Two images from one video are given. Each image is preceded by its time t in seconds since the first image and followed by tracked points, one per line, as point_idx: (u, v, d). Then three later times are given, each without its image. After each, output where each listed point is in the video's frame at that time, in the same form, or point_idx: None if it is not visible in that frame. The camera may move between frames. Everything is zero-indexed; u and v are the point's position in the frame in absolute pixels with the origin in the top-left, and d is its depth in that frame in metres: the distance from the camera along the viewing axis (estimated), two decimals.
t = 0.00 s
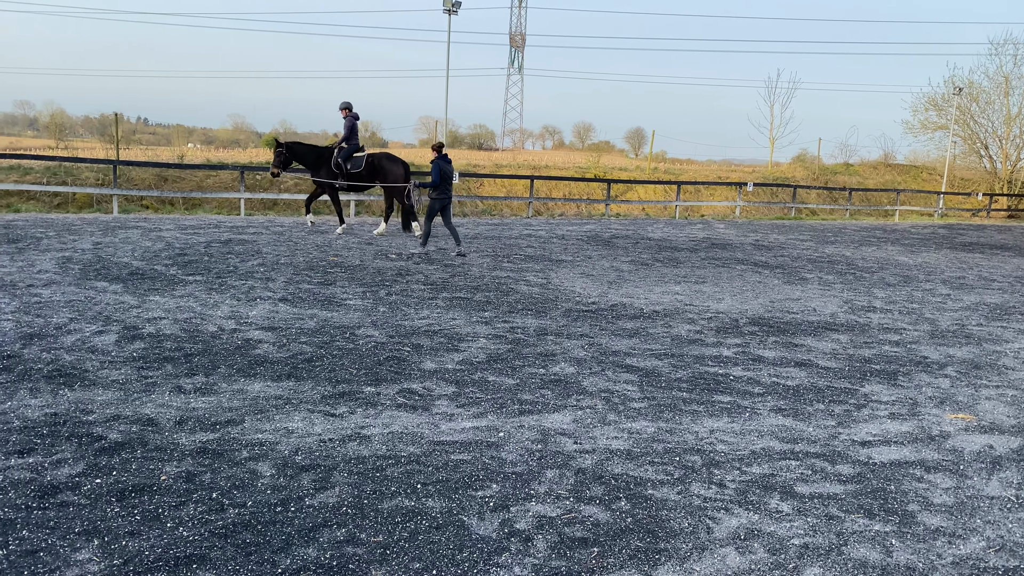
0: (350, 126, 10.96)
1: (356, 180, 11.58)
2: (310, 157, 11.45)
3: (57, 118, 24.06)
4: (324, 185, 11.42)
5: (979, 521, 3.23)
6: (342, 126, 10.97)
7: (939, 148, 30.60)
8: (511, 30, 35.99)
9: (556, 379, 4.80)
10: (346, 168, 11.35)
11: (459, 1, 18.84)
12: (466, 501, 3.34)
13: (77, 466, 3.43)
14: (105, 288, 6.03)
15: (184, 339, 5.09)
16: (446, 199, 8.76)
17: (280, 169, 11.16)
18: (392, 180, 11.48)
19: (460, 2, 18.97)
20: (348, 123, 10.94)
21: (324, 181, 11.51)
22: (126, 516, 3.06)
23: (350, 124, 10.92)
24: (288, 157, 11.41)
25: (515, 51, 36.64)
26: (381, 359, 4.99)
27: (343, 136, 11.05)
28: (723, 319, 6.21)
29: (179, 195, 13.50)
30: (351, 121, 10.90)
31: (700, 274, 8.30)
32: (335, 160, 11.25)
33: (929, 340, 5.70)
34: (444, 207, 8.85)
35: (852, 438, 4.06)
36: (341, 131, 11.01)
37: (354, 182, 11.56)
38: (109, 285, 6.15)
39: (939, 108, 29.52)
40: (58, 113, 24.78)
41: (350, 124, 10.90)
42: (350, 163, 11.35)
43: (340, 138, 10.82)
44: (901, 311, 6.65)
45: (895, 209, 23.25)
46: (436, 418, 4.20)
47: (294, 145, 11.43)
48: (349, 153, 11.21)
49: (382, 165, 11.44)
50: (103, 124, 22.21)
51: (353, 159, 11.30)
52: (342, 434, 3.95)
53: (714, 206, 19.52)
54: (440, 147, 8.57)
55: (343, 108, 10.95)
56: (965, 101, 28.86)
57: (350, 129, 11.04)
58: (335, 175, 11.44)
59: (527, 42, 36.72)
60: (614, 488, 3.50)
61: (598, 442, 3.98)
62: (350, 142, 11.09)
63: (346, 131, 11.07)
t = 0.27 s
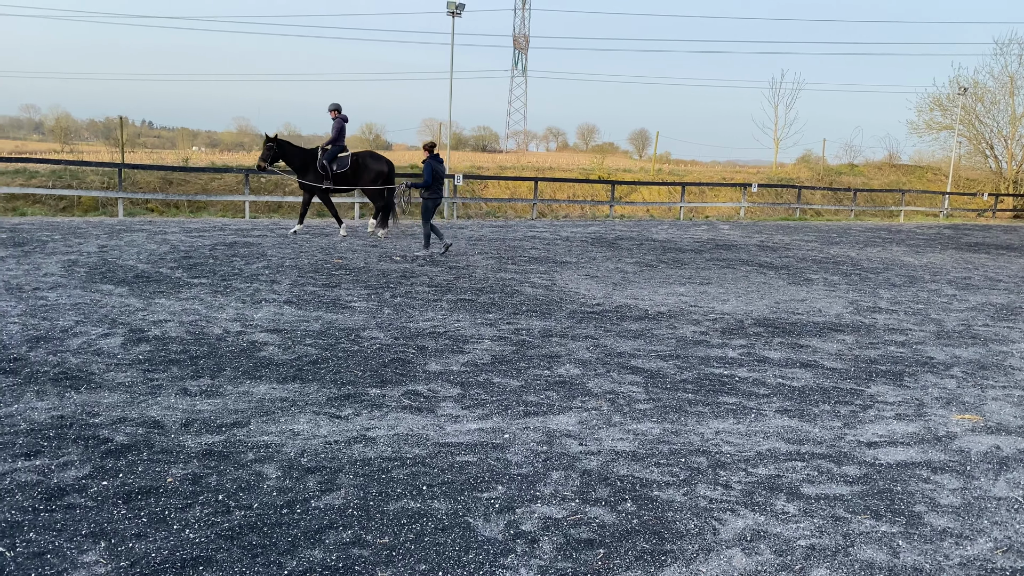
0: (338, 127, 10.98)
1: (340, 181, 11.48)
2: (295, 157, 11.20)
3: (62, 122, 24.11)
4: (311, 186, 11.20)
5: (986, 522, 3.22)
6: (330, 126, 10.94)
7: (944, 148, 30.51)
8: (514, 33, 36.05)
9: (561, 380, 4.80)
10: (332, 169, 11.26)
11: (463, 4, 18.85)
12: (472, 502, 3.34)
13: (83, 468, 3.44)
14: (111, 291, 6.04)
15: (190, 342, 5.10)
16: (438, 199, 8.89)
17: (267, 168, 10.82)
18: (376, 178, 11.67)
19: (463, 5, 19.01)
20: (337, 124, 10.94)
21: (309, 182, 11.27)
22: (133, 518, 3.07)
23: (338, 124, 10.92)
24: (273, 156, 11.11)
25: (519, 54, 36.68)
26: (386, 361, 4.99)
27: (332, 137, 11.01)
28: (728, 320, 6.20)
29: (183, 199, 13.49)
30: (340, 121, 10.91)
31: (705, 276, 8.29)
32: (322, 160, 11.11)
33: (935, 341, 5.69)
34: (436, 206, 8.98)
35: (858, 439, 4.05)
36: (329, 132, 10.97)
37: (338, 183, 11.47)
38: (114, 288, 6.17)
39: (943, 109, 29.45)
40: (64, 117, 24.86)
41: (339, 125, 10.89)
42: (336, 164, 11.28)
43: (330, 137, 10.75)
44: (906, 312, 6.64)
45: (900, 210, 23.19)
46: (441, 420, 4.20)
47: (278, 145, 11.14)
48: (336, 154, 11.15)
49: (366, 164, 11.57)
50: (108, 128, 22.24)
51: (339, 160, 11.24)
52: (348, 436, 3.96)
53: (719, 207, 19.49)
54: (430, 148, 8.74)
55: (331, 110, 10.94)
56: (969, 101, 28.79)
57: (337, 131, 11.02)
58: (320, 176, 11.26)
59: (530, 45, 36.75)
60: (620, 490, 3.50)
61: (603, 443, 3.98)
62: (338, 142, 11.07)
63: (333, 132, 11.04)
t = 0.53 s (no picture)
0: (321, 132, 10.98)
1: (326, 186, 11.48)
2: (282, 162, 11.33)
3: (67, 128, 24.26)
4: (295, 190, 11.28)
5: (991, 525, 3.21)
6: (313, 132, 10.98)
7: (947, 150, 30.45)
8: (517, 37, 36.14)
9: (565, 384, 4.80)
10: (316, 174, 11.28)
11: (465, 8, 18.88)
12: (475, 507, 3.34)
13: (88, 474, 3.45)
14: (115, 297, 6.07)
15: (194, 347, 5.12)
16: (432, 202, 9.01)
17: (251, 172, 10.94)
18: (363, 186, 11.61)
19: (465, 9, 18.98)
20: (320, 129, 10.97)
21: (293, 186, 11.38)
22: (137, 523, 3.08)
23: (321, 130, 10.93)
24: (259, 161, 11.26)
25: (521, 58, 36.75)
26: (389, 365, 5.00)
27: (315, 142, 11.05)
28: (731, 324, 6.20)
29: (187, 204, 13.56)
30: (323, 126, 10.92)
31: (708, 279, 8.29)
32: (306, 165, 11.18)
33: (939, 343, 5.68)
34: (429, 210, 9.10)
35: (862, 443, 4.04)
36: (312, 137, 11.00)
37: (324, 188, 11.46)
38: (118, 293, 6.19)
39: (947, 110, 29.40)
40: (68, 123, 24.97)
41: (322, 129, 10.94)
42: (321, 168, 11.31)
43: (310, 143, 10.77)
44: (909, 314, 6.63)
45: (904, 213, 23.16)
46: (445, 424, 4.20)
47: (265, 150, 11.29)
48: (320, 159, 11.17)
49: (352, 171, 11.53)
50: (112, 133, 22.37)
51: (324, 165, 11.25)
52: (351, 441, 3.96)
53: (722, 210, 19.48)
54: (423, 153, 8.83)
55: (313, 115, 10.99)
56: (973, 103, 28.72)
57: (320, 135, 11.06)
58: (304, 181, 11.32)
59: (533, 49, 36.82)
60: (624, 494, 3.49)
61: (607, 448, 3.97)
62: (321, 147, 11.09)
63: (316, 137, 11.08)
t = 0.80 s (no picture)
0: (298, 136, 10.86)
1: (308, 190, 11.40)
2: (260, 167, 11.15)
3: (70, 135, 24.37)
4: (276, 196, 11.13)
5: (996, 530, 3.20)
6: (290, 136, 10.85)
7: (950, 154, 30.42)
8: (518, 43, 36.21)
9: (568, 389, 4.78)
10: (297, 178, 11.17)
11: (468, 14, 18.90)
12: (479, 513, 3.33)
13: (91, 480, 3.44)
14: (118, 303, 6.07)
15: (196, 353, 5.11)
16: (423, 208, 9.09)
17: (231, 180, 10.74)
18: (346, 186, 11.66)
19: (468, 15, 19.00)
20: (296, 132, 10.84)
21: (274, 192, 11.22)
22: (139, 530, 3.07)
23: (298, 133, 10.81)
24: (238, 168, 11.05)
25: (522, 63, 36.81)
26: (392, 371, 4.99)
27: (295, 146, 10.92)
28: (734, 328, 6.19)
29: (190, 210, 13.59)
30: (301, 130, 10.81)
31: (711, 283, 8.29)
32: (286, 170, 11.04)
33: (943, 347, 5.66)
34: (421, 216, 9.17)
35: (866, 447, 4.03)
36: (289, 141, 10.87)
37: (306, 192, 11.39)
38: (121, 299, 6.19)
39: (949, 114, 29.38)
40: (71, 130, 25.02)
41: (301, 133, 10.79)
42: (302, 172, 11.21)
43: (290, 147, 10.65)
44: (913, 318, 6.61)
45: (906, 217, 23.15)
46: (448, 430, 4.19)
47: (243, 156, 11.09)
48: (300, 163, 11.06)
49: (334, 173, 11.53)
50: (115, 140, 22.44)
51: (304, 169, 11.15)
52: (354, 447, 3.95)
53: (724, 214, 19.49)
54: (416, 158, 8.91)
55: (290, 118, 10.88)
56: (975, 107, 28.71)
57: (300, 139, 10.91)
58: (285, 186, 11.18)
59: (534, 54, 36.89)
60: (627, 499, 3.48)
61: (610, 453, 3.96)
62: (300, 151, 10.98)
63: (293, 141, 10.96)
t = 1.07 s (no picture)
0: (276, 139, 10.76)
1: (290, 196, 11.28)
2: (240, 174, 10.98)
3: (72, 142, 24.43)
4: (259, 202, 10.96)
5: (998, 535, 3.20)
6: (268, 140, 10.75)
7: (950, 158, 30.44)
8: (519, 49, 36.30)
9: (569, 396, 4.79)
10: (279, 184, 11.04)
11: (470, 20, 18.93)
12: (481, 520, 3.34)
13: (95, 488, 3.46)
14: (120, 311, 6.09)
15: (199, 360, 5.13)
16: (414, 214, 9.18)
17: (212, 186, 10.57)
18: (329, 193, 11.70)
19: (469, 22, 19.04)
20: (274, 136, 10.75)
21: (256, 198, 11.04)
22: (143, 537, 3.08)
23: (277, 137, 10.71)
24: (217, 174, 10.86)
25: (523, 68, 36.87)
26: (394, 378, 5.00)
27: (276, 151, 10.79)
28: (736, 334, 6.20)
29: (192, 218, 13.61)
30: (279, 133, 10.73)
31: (712, 289, 8.30)
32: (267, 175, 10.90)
33: (944, 353, 5.67)
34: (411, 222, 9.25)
35: (868, 452, 4.04)
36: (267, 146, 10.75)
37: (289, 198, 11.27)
38: (124, 307, 6.21)
39: (949, 119, 29.39)
40: (73, 137, 25.12)
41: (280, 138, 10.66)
42: (283, 179, 11.08)
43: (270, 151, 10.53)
44: (914, 323, 6.62)
45: (908, 221, 23.16)
46: (450, 436, 4.20)
47: (223, 162, 10.93)
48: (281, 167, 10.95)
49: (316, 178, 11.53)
50: (117, 147, 22.50)
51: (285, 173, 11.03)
52: (357, 453, 3.97)
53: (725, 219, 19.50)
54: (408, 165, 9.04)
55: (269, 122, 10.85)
56: (975, 111, 28.72)
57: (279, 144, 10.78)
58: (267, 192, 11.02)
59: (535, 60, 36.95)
60: (630, 505, 3.49)
61: (612, 459, 3.97)
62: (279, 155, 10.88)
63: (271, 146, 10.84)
